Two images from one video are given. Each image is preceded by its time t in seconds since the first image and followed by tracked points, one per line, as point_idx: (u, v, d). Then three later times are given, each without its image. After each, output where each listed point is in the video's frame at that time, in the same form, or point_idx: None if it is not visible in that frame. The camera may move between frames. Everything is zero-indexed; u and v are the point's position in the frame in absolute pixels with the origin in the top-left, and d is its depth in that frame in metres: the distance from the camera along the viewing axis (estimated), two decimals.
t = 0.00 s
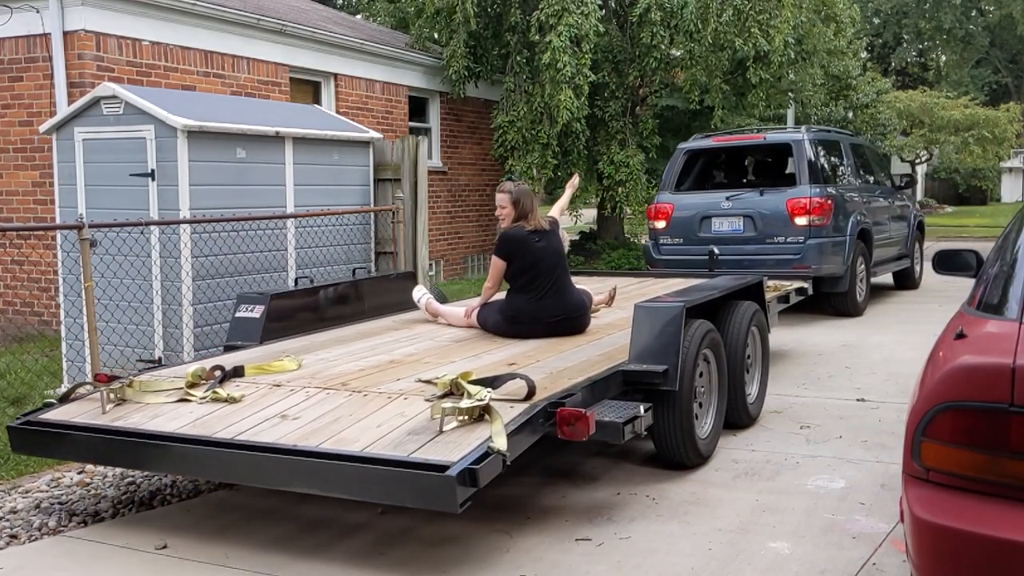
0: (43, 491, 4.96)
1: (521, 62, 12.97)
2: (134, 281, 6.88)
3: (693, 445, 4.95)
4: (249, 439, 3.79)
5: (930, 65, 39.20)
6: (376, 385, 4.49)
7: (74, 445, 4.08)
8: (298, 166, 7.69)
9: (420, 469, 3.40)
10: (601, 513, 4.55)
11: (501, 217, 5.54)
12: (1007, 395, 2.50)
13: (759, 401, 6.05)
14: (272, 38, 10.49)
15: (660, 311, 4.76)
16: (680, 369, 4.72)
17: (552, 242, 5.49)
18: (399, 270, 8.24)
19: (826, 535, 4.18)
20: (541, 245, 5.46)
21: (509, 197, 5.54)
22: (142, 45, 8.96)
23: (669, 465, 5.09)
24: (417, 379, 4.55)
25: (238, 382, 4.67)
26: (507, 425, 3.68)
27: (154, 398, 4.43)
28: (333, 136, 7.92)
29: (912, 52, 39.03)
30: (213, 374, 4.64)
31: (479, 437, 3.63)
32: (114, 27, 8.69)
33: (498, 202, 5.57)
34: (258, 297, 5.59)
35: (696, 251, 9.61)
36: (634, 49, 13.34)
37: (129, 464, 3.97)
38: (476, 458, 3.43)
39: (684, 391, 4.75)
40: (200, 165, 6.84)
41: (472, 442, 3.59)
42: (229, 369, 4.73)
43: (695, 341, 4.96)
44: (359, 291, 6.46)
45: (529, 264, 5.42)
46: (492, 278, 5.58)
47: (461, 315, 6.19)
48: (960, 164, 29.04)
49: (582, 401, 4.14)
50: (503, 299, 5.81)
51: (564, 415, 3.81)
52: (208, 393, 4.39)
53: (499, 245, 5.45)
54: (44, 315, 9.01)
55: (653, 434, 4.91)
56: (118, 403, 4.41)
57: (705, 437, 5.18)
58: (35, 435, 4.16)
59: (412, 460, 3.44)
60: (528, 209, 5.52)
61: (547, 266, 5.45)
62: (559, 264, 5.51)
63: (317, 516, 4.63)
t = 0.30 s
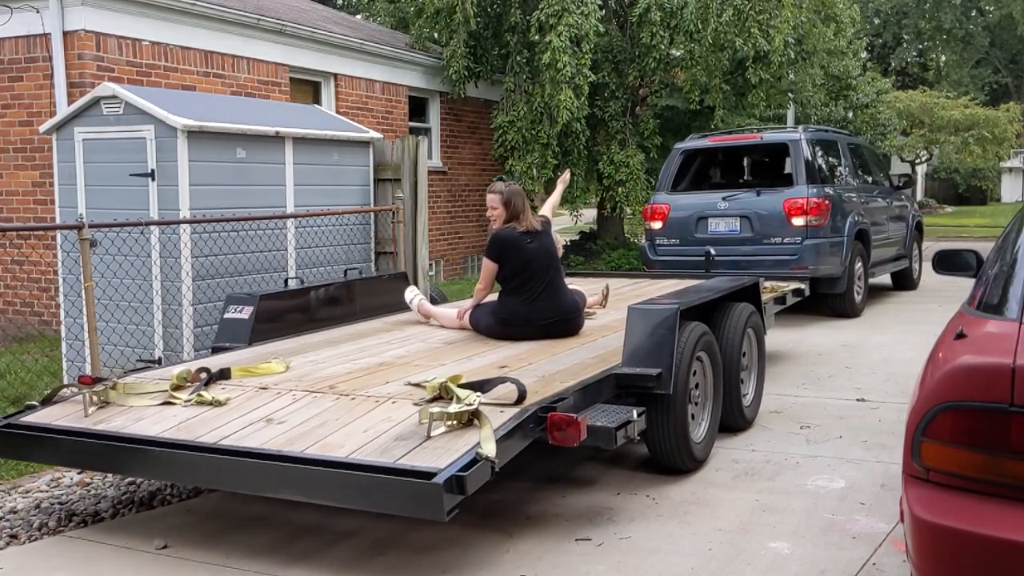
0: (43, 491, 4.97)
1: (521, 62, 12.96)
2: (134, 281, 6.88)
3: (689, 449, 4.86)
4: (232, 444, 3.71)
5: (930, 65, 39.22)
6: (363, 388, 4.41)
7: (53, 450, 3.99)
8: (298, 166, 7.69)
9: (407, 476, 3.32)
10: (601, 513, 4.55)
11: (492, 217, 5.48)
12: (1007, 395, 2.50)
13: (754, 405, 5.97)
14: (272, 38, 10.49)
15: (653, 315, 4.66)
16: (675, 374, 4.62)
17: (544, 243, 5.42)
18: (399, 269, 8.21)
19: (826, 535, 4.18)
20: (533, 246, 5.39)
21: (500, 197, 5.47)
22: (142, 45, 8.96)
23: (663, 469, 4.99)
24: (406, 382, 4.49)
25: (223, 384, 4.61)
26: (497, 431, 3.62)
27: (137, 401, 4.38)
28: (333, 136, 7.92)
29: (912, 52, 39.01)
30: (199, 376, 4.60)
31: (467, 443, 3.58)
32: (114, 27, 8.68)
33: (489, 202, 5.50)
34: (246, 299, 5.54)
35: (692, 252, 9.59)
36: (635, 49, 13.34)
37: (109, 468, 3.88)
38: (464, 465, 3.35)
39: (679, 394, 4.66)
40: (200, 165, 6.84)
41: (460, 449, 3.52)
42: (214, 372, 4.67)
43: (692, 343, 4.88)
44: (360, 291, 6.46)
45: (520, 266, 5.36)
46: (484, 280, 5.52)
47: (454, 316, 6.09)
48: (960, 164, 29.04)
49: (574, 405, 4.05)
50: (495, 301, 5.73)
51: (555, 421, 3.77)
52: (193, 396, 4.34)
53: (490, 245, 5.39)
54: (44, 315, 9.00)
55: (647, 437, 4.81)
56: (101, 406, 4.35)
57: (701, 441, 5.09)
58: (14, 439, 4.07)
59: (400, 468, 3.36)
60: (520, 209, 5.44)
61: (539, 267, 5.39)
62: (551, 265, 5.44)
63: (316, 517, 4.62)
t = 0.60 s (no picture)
0: (43, 491, 4.98)
1: (521, 62, 12.96)
2: (134, 281, 6.88)
3: (683, 454, 4.79)
4: (216, 450, 3.56)
5: (930, 65, 39.20)
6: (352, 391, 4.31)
7: (33, 455, 3.85)
8: (298, 166, 7.69)
9: (394, 483, 3.17)
10: (601, 513, 4.55)
11: (484, 217, 5.37)
12: (1006, 395, 2.50)
13: (752, 407, 5.90)
14: (272, 38, 10.49)
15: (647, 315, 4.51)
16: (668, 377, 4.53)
17: (538, 244, 5.30)
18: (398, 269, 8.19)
19: (826, 535, 4.18)
20: (527, 247, 5.26)
21: (493, 197, 5.37)
22: (142, 45, 8.96)
23: (658, 474, 4.93)
24: (396, 386, 4.36)
25: (210, 388, 4.48)
26: (486, 435, 3.50)
27: (122, 405, 4.25)
28: (332, 135, 7.92)
29: (912, 52, 38.98)
30: (185, 379, 4.46)
31: (456, 448, 3.44)
32: (114, 26, 8.68)
33: (481, 202, 5.40)
34: (235, 301, 5.44)
35: (689, 253, 9.59)
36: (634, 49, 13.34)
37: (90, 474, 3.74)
38: (452, 471, 3.21)
39: (672, 398, 4.60)
40: (201, 165, 6.85)
41: (449, 454, 3.38)
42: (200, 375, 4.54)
43: (685, 346, 4.80)
44: (359, 291, 6.46)
45: (515, 267, 5.24)
46: (476, 280, 5.41)
47: (447, 319, 5.96)
48: (960, 164, 29.05)
49: (565, 409, 3.95)
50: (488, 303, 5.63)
51: (547, 424, 3.64)
52: (178, 399, 4.19)
53: (482, 246, 5.27)
54: (44, 315, 8.99)
55: (641, 442, 4.75)
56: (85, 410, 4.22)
57: (696, 446, 5.02)
58: None
59: (388, 474, 3.21)
60: (513, 209, 5.33)
61: (534, 268, 5.28)
62: (545, 266, 5.33)
63: (315, 517, 4.62)
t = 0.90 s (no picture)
0: (43, 491, 4.99)
1: (521, 62, 12.96)
2: (134, 281, 6.88)
3: (678, 458, 4.73)
4: (200, 455, 3.51)
5: (930, 65, 39.17)
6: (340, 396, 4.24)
7: (18, 459, 3.80)
8: (298, 166, 7.69)
9: (381, 490, 3.12)
10: (601, 513, 4.56)
11: (478, 218, 5.34)
12: (1006, 395, 2.50)
13: (748, 409, 5.84)
14: (272, 38, 10.49)
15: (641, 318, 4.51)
16: (663, 380, 4.47)
17: (531, 246, 5.27)
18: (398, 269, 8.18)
19: (826, 535, 4.18)
20: (520, 249, 5.23)
21: (486, 198, 5.31)
22: (142, 45, 8.96)
23: (653, 479, 4.87)
24: (386, 390, 4.30)
25: (197, 392, 4.42)
26: (476, 441, 3.45)
27: (107, 410, 4.17)
28: (332, 135, 7.92)
29: (912, 51, 38.96)
30: (172, 383, 4.41)
31: (445, 454, 3.39)
32: (114, 27, 8.68)
33: (474, 203, 5.35)
34: (226, 302, 5.34)
35: (685, 254, 9.59)
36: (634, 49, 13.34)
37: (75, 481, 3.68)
38: (440, 479, 3.16)
39: (667, 402, 4.54)
40: (201, 165, 6.84)
41: (437, 461, 3.33)
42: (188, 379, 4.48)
43: (681, 348, 4.74)
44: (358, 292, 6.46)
45: (508, 268, 5.20)
46: (469, 282, 5.37)
47: (440, 321, 5.90)
48: (960, 164, 29.04)
49: (557, 413, 3.91)
50: (482, 305, 5.58)
51: (540, 430, 3.61)
52: (164, 404, 4.14)
53: (475, 248, 5.24)
54: (44, 315, 8.98)
55: (636, 447, 4.68)
56: (70, 414, 4.15)
57: (692, 449, 4.96)
58: None
59: (375, 481, 3.15)
60: (506, 209, 5.29)
61: (528, 270, 5.23)
62: (540, 268, 5.29)
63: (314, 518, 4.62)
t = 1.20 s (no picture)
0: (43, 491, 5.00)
1: (521, 62, 12.96)
2: (134, 281, 6.88)
3: (672, 463, 4.65)
4: (181, 461, 3.40)
5: (930, 65, 39.17)
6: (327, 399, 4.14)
7: None
8: (298, 166, 7.69)
9: (363, 497, 3.02)
10: (601, 513, 4.56)
11: (470, 218, 5.31)
12: (1007, 395, 2.50)
13: (744, 412, 5.78)
14: (272, 38, 10.50)
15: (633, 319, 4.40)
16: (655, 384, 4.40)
17: (524, 246, 5.24)
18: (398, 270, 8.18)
19: (826, 535, 4.18)
20: (512, 249, 5.20)
21: (478, 198, 5.30)
22: (142, 45, 8.97)
23: (647, 484, 4.79)
24: (373, 394, 4.20)
25: (181, 396, 4.32)
26: (462, 447, 3.35)
27: (87, 413, 4.08)
28: (332, 135, 7.92)
29: (912, 51, 38.96)
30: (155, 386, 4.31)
31: (430, 461, 3.29)
32: (114, 26, 8.68)
33: (467, 203, 5.34)
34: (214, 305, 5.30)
35: (682, 255, 9.59)
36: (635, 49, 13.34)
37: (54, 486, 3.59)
38: (423, 487, 3.06)
39: (660, 406, 4.46)
40: (201, 165, 6.84)
41: (422, 467, 3.23)
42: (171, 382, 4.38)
43: (674, 351, 4.67)
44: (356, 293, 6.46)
45: (501, 269, 5.17)
46: (461, 283, 5.34)
47: (431, 322, 5.83)
48: (960, 164, 29.06)
49: (547, 418, 3.84)
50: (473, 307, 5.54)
51: (526, 435, 3.53)
52: (146, 407, 4.03)
53: (467, 248, 5.21)
54: (44, 315, 8.98)
55: (628, 453, 4.61)
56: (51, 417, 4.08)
57: (686, 454, 4.88)
58: None
59: (356, 488, 3.06)
60: (498, 210, 5.27)
61: (520, 270, 5.20)
62: (532, 269, 5.25)
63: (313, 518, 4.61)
